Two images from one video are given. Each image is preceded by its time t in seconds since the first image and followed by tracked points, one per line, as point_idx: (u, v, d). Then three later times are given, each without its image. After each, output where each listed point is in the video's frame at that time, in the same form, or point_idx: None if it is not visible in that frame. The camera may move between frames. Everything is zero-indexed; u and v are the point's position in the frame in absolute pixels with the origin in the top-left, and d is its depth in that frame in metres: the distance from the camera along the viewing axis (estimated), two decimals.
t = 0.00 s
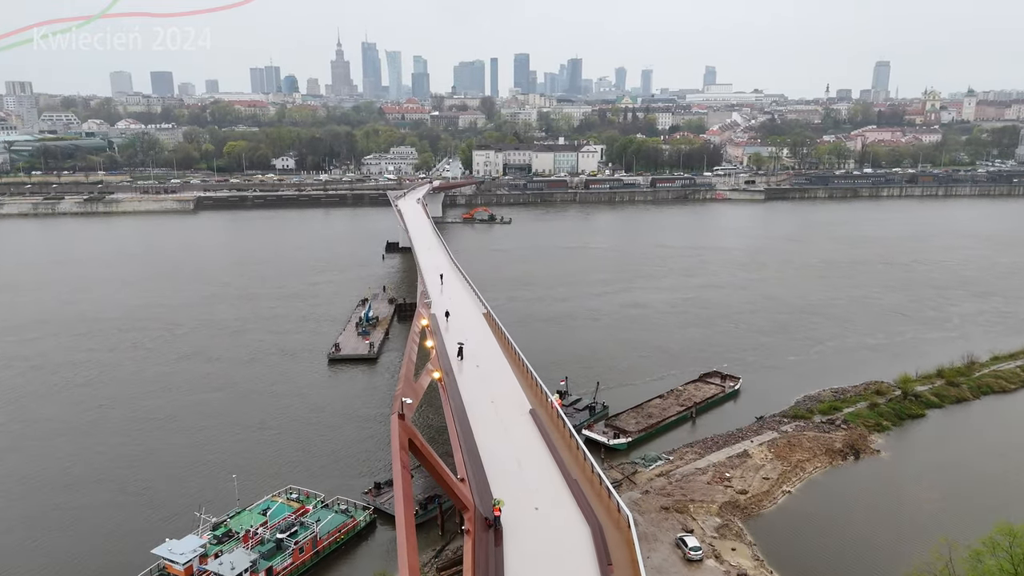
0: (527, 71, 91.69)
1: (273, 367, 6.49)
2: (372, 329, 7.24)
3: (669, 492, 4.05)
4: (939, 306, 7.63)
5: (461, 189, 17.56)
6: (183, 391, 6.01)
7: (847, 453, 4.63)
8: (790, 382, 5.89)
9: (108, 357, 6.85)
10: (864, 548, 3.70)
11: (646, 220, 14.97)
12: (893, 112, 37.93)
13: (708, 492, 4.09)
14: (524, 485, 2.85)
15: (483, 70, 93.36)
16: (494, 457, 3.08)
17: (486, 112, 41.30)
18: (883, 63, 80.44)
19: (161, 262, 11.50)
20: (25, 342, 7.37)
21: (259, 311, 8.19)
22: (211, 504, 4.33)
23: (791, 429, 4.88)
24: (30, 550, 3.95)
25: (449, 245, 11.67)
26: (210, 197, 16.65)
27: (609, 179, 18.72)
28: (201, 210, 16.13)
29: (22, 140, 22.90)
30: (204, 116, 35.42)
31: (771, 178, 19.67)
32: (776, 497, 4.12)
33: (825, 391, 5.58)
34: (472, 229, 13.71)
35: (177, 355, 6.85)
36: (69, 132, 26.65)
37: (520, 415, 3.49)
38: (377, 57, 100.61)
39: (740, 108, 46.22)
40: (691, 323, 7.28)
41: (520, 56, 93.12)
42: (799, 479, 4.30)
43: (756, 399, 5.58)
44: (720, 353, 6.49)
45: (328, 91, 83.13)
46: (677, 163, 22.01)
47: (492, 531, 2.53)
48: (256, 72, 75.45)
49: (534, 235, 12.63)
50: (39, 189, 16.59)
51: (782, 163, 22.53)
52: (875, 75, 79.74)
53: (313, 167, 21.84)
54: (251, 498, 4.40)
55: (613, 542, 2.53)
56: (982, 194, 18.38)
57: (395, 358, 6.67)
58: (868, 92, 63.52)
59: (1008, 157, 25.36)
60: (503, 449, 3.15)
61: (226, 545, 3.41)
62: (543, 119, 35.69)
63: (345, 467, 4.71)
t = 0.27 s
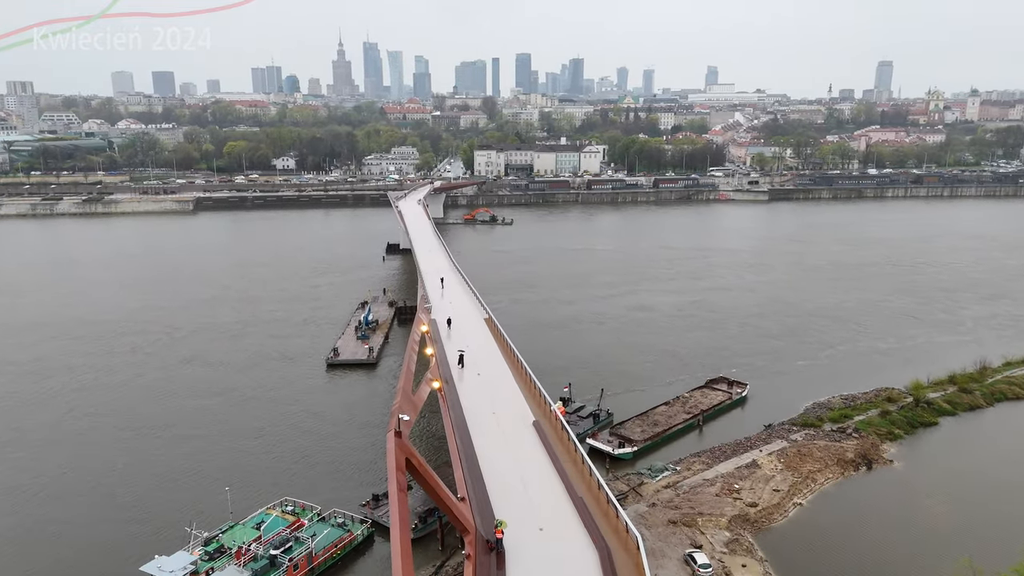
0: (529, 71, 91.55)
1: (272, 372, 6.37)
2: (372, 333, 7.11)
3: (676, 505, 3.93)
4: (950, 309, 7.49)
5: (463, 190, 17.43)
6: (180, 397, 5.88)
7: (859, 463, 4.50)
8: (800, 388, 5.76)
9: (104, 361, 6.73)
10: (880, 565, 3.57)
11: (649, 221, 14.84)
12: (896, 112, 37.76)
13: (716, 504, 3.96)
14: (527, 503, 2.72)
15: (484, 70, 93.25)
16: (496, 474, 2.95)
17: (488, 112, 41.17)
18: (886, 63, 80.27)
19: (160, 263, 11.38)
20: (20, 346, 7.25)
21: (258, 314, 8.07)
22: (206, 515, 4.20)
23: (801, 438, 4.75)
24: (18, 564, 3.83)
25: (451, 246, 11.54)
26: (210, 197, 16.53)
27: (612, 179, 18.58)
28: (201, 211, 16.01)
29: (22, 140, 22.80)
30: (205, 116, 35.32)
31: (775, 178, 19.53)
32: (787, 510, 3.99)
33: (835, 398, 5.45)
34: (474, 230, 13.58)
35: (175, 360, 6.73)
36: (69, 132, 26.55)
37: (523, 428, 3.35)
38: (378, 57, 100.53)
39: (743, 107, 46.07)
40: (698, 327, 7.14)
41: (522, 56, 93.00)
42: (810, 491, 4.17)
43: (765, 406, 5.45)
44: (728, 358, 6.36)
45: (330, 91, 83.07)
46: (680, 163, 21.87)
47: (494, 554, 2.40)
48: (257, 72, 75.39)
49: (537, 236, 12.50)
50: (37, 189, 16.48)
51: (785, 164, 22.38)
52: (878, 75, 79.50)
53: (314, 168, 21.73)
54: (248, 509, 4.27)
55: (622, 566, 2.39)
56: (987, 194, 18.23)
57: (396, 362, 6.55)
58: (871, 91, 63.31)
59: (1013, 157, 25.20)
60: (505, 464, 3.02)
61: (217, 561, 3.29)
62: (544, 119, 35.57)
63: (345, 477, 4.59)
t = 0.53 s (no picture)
0: (531, 70, 91.40)
1: (271, 376, 6.25)
2: (371, 337, 6.99)
3: (684, 518, 3.80)
4: (962, 312, 7.35)
5: (464, 190, 17.32)
6: (178, 403, 5.77)
7: (872, 473, 4.37)
8: (811, 393, 5.63)
9: (101, 365, 6.61)
10: None
11: (652, 222, 14.71)
12: (900, 111, 37.58)
13: (725, 518, 3.83)
14: (530, 524, 2.59)
15: (486, 70, 93.14)
16: (498, 491, 2.82)
17: (490, 112, 41.05)
18: (888, 63, 80.09)
19: (159, 265, 11.26)
20: (15, 350, 7.13)
21: (258, 317, 7.95)
22: (201, 528, 4.08)
23: (811, 447, 4.62)
24: None
25: (453, 247, 11.41)
26: (210, 198, 16.42)
27: (615, 180, 18.45)
28: (201, 211, 15.90)
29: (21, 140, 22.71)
30: (206, 116, 35.22)
31: (779, 179, 19.38)
32: (798, 523, 3.86)
33: (845, 405, 5.32)
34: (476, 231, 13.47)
35: (172, 364, 6.61)
36: (69, 132, 26.45)
37: (525, 441, 3.23)
38: (380, 56, 100.48)
39: (745, 107, 45.93)
40: (705, 331, 7.01)
41: (524, 56, 92.87)
42: (822, 503, 4.04)
43: (775, 413, 5.32)
44: (736, 362, 6.22)
45: (332, 91, 83.01)
46: (683, 163, 21.73)
47: None
48: (259, 71, 75.32)
49: (540, 237, 12.37)
50: (36, 190, 16.37)
51: (789, 164, 22.23)
52: (881, 75, 79.25)
53: (315, 168, 21.62)
54: (244, 521, 4.15)
55: None
56: (993, 195, 18.08)
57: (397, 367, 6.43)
58: (874, 91, 63.08)
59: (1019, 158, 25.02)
60: (507, 480, 2.90)
61: None
62: (546, 119, 35.44)
63: (345, 487, 4.46)
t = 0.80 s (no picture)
0: (533, 70, 91.27)
1: (271, 382, 6.12)
2: (371, 342, 6.86)
3: (693, 533, 3.67)
4: (976, 317, 7.21)
5: (466, 191, 17.19)
6: (175, 410, 5.64)
7: (886, 485, 4.24)
8: (824, 400, 5.49)
9: (98, 371, 6.49)
10: None
11: (656, 223, 14.57)
12: (904, 112, 37.39)
13: (736, 532, 3.70)
14: (535, 550, 2.45)
15: (488, 70, 93.07)
16: (500, 512, 2.68)
17: (492, 112, 40.92)
18: (892, 63, 79.88)
19: (159, 267, 11.14)
20: (10, 354, 7.02)
21: (258, 321, 7.83)
22: (197, 542, 3.97)
23: (823, 457, 4.49)
24: None
25: (455, 249, 11.30)
26: (210, 199, 16.32)
27: (618, 181, 18.32)
28: (201, 212, 15.79)
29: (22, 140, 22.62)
30: (208, 116, 35.14)
31: (783, 180, 19.24)
32: (812, 538, 3.73)
33: (856, 413, 5.19)
34: (479, 233, 13.34)
35: (171, 369, 6.49)
36: (70, 133, 26.38)
37: (529, 457, 3.08)
38: (382, 57, 100.42)
39: (749, 108, 45.77)
40: (714, 335, 6.87)
41: (526, 56, 92.77)
42: (836, 518, 3.91)
43: (784, 421, 5.18)
44: (746, 368, 6.09)
45: (334, 91, 82.96)
46: (686, 164, 21.60)
47: None
48: (261, 71, 75.28)
49: (543, 239, 12.24)
50: (36, 191, 16.28)
51: (794, 165, 22.08)
52: (885, 75, 79.03)
53: (316, 168, 21.51)
54: (242, 534, 4.03)
55: None
56: (1000, 196, 17.93)
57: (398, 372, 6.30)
58: (878, 91, 62.88)
59: None
60: (510, 501, 2.75)
61: None
62: (549, 119, 35.32)
63: (346, 498, 4.33)
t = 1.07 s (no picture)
0: (535, 70, 91.13)
1: (270, 388, 6.00)
2: (371, 346, 6.74)
3: (703, 548, 3.54)
4: (991, 320, 7.07)
5: (469, 192, 17.07)
6: (172, 417, 5.51)
7: (902, 497, 4.10)
8: (837, 407, 5.35)
9: (95, 376, 6.37)
10: None
11: (659, 224, 14.43)
12: (908, 112, 37.21)
13: (748, 547, 3.57)
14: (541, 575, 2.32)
15: (490, 70, 92.96)
16: (504, 534, 2.55)
17: (494, 112, 40.79)
18: (895, 63, 79.65)
19: (158, 269, 11.03)
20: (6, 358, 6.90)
21: (258, 325, 7.71)
22: (192, 556, 3.84)
23: (835, 468, 4.36)
24: None
25: (457, 251, 11.18)
26: (211, 200, 16.21)
27: (621, 181, 18.18)
28: (201, 213, 15.67)
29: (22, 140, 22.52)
30: (209, 116, 35.05)
31: (788, 180, 19.08)
32: (826, 553, 3.60)
33: (869, 421, 5.06)
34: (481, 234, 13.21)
35: (168, 374, 6.37)
36: (71, 133, 26.30)
37: (534, 472, 2.95)
38: (384, 57, 100.35)
39: (752, 108, 45.61)
40: (722, 339, 6.74)
41: (528, 56, 92.66)
42: (851, 532, 3.78)
43: (795, 428, 5.05)
44: (755, 373, 5.95)
45: (336, 91, 82.89)
46: (689, 165, 21.46)
47: None
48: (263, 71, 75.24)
49: (546, 241, 12.10)
50: (35, 191, 16.18)
51: (798, 165, 21.93)
52: (888, 75, 78.79)
53: (317, 169, 21.40)
54: (238, 548, 3.90)
55: None
56: (1007, 197, 17.77)
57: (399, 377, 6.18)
58: (881, 91, 62.65)
59: None
60: (514, 521, 2.62)
61: None
62: (551, 119, 35.20)
63: (346, 510, 4.21)
